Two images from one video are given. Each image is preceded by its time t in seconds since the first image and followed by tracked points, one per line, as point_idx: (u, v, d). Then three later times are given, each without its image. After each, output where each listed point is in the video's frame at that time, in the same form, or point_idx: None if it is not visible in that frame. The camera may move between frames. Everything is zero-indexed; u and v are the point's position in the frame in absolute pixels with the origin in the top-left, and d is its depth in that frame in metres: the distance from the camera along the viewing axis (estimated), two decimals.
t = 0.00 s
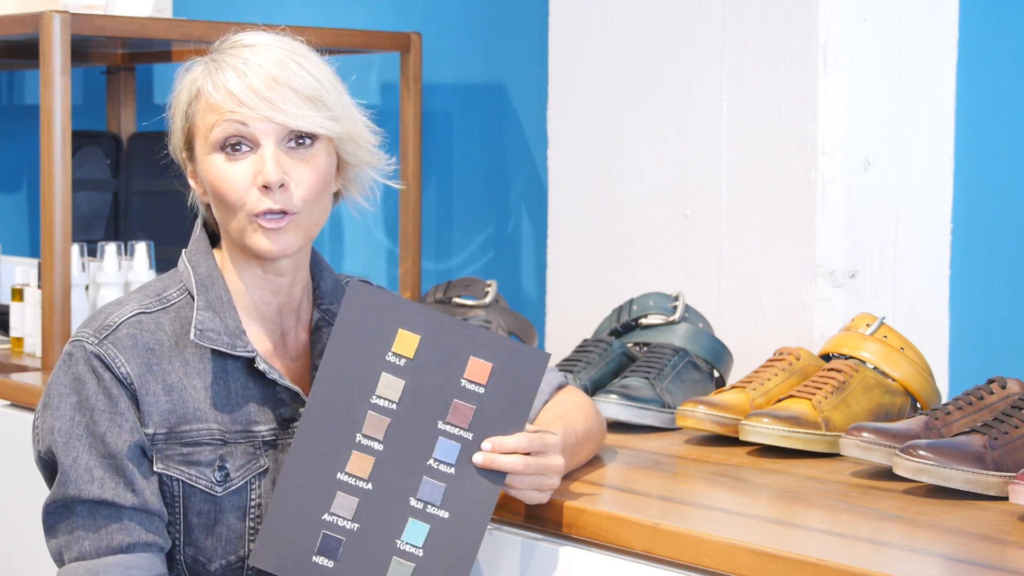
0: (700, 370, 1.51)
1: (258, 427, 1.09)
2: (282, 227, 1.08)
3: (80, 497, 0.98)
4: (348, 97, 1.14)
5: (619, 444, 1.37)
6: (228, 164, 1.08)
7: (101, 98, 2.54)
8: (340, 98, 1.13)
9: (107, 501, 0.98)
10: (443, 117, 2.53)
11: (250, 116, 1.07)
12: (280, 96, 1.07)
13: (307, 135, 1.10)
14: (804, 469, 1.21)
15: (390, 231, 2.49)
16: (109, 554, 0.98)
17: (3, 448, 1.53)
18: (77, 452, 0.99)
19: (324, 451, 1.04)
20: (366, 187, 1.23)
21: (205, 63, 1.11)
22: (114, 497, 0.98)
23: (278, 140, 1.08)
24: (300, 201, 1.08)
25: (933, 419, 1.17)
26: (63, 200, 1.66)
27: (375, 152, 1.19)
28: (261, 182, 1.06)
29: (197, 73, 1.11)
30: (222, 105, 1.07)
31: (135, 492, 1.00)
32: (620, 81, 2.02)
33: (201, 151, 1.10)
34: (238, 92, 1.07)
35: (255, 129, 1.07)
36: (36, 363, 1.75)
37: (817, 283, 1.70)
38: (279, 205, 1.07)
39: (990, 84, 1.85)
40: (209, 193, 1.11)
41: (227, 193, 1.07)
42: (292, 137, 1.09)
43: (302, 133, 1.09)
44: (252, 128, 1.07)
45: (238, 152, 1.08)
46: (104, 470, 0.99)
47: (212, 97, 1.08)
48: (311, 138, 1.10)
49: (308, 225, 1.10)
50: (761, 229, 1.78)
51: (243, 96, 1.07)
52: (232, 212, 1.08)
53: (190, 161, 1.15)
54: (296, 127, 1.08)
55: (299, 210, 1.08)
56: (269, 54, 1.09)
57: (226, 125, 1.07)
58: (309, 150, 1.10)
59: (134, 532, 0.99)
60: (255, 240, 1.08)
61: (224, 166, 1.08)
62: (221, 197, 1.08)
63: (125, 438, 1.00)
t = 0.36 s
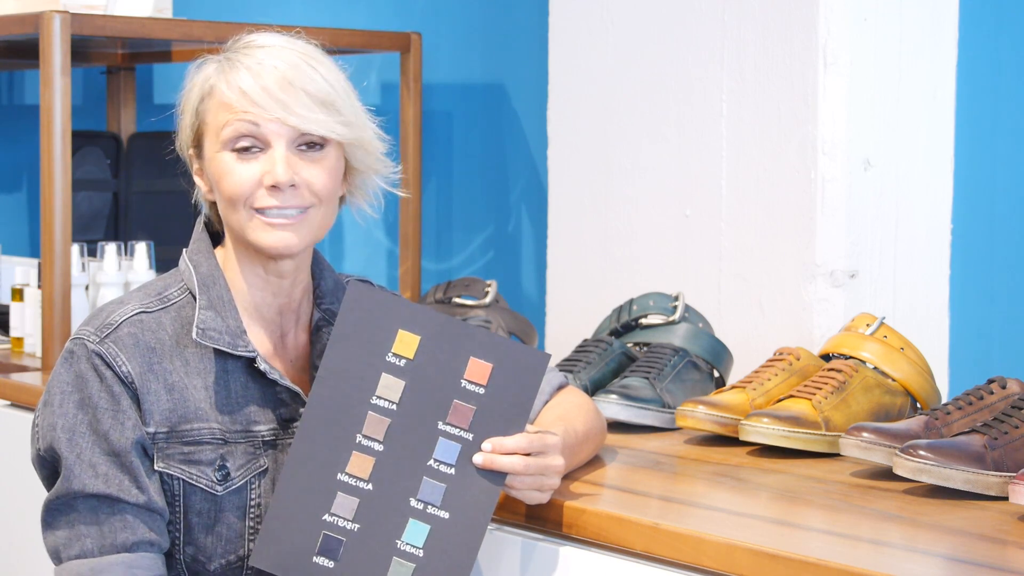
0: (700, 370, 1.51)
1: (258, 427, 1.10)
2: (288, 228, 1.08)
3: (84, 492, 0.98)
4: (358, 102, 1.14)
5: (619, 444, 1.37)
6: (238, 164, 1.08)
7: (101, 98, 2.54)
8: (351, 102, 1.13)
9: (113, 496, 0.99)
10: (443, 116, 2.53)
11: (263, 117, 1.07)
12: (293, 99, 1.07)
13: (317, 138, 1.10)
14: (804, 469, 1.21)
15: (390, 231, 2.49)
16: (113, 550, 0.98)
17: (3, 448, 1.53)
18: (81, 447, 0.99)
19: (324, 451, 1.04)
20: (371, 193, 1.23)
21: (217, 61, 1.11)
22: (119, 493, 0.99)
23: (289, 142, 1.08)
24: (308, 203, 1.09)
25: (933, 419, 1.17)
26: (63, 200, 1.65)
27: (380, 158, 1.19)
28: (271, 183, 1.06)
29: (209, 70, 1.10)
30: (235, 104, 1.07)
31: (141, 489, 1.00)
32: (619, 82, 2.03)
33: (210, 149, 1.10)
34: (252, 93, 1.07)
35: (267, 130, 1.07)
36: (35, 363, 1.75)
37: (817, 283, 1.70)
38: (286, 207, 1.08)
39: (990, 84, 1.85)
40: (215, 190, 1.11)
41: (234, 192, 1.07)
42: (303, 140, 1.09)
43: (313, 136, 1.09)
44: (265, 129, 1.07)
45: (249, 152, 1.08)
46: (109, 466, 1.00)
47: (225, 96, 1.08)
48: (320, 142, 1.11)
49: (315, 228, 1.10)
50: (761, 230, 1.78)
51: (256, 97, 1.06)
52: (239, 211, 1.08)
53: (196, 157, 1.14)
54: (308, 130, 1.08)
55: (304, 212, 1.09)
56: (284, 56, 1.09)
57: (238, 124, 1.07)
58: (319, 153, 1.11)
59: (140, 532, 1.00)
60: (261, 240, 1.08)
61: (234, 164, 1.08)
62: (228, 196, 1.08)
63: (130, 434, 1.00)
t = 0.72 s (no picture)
0: (700, 370, 1.51)
1: (253, 419, 1.10)
2: (269, 230, 1.07)
3: (53, 485, 0.97)
4: (373, 125, 1.14)
5: (619, 444, 1.37)
6: (234, 157, 1.08)
7: (101, 98, 2.53)
8: (364, 123, 1.13)
9: (80, 488, 0.97)
10: (443, 117, 2.53)
11: (268, 115, 1.07)
12: (302, 104, 1.07)
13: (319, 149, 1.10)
14: (804, 469, 1.21)
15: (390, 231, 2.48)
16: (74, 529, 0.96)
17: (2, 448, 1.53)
18: (53, 441, 0.97)
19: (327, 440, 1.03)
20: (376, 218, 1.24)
21: (242, 55, 1.12)
22: (87, 485, 0.97)
23: (291, 147, 1.08)
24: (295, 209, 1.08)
25: (933, 419, 1.17)
26: (63, 199, 1.66)
27: (384, 183, 1.18)
28: (260, 183, 1.06)
29: (232, 63, 1.12)
30: (246, 99, 1.08)
31: (108, 481, 0.99)
32: (619, 82, 2.03)
33: (216, 138, 1.10)
34: (264, 91, 1.08)
35: (269, 130, 1.07)
36: (35, 363, 1.75)
37: (817, 283, 1.70)
38: (273, 209, 1.07)
39: (990, 84, 1.84)
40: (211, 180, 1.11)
41: (225, 184, 1.07)
42: (303, 147, 1.09)
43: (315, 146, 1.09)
44: (267, 128, 1.07)
45: (249, 148, 1.08)
46: (76, 458, 0.98)
47: (239, 90, 1.09)
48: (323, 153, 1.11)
49: (298, 237, 1.09)
50: (761, 230, 1.78)
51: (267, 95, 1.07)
52: (226, 204, 1.08)
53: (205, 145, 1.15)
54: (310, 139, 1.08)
55: (291, 219, 1.09)
56: (306, 62, 1.09)
57: (244, 119, 1.07)
58: (319, 164, 1.10)
59: (105, 520, 0.98)
60: (241, 237, 1.07)
61: (232, 156, 1.08)
62: (221, 187, 1.08)
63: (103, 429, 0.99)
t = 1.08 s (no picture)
0: (700, 370, 1.51)
1: (249, 424, 1.09)
2: (288, 243, 1.08)
3: (49, 491, 0.99)
4: (381, 131, 1.15)
5: (619, 444, 1.37)
6: (251, 169, 1.07)
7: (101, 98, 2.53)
8: (374, 131, 1.13)
9: (75, 496, 0.99)
10: (443, 117, 2.51)
11: (286, 128, 1.07)
12: (319, 116, 1.07)
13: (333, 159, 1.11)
14: (805, 469, 1.21)
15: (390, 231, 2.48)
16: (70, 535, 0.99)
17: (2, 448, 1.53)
18: (50, 447, 0.99)
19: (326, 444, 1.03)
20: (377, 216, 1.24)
21: (249, 60, 1.11)
22: (82, 493, 0.99)
23: (307, 159, 1.08)
24: (313, 221, 1.09)
25: (933, 419, 1.17)
26: (63, 200, 1.65)
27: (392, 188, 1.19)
28: (282, 198, 1.06)
29: (240, 68, 1.10)
30: (261, 109, 1.07)
31: (106, 489, 1.00)
32: (619, 82, 2.03)
33: (227, 147, 1.09)
34: (280, 101, 1.07)
35: (287, 142, 1.07)
36: (35, 363, 1.75)
37: (817, 283, 1.70)
38: (292, 222, 1.08)
39: (990, 84, 1.84)
40: (223, 190, 1.10)
41: (243, 197, 1.07)
42: (319, 158, 1.10)
43: (330, 156, 1.10)
44: (285, 140, 1.07)
45: (265, 159, 1.08)
46: (75, 464, 0.99)
47: (253, 100, 1.08)
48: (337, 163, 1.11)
49: (315, 248, 1.10)
50: (761, 230, 1.78)
51: (284, 107, 1.07)
52: (243, 217, 1.08)
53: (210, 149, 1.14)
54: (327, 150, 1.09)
55: (308, 231, 1.09)
56: (317, 71, 1.09)
57: (260, 130, 1.07)
58: (333, 173, 1.11)
59: (100, 526, 1.00)
60: (260, 250, 1.08)
61: (248, 169, 1.07)
62: (237, 200, 1.08)
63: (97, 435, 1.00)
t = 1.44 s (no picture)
0: (700, 370, 1.51)
1: (258, 426, 1.09)
2: (297, 229, 1.08)
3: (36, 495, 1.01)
4: (360, 105, 1.16)
5: (619, 444, 1.37)
6: (246, 166, 1.08)
7: (101, 98, 2.53)
8: (354, 107, 1.15)
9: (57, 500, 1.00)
10: (443, 117, 2.53)
11: (273, 117, 1.07)
12: (302, 100, 1.08)
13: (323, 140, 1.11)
14: (805, 469, 1.21)
15: (390, 230, 2.49)
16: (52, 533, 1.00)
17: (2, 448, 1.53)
18: (41, 450, 1.01)
19: (327, 445, 1.04)
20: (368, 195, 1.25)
21: (219, 62, 1.11)
22: (63, 498, 1.00)
23: (299, 144, 1.09)
24: (318, 204, 1.09)
25: (933, 419, 1.17)
26: (63, 199, 1.66)
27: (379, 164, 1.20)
28: (285, 185, 1.06)
29: (213, 71, 1.11)
30: (244, 105, 1.08)
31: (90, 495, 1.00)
32: (620, 82, 2.03)
33: (216, 150, 1.10)
34: (261, 93, 1.08)
35: (278, 132, 1.08)
36: (35, 363, 1.75)
37: (817, 283, 1.70)
38: (297, 209, 1.08)
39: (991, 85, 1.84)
40: (220, 192, 1.10)
41: (245, 193, 1.07)
42: (310, 142, 1.10)
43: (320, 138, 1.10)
44: (275, 130, 1.08)
45: (258, 153, 1.08)
46: (60, 469, 1.00)
47: (233, 97, 1.08)
48: (326, 144, 1.12)
49: (323, 234, 1.10)
50: (761, 230, 1.78)
51: (266, 97, 1.07)
52: (247, 214, 1.08)
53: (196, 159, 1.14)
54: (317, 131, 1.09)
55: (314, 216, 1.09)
56: (290, 57, 1.10)
57: (248, 125, 1.08)
58: (326, 155, 1.12)
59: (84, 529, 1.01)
60: (270, 243, 1.08)
61: (244, 166, 1.08)
62: (239, 199, 1.08)
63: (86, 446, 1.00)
